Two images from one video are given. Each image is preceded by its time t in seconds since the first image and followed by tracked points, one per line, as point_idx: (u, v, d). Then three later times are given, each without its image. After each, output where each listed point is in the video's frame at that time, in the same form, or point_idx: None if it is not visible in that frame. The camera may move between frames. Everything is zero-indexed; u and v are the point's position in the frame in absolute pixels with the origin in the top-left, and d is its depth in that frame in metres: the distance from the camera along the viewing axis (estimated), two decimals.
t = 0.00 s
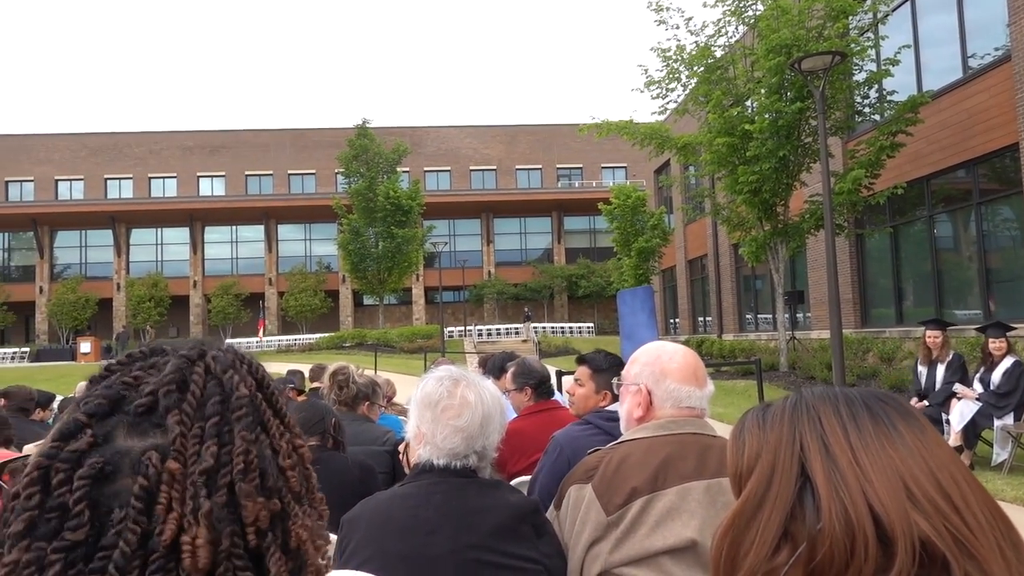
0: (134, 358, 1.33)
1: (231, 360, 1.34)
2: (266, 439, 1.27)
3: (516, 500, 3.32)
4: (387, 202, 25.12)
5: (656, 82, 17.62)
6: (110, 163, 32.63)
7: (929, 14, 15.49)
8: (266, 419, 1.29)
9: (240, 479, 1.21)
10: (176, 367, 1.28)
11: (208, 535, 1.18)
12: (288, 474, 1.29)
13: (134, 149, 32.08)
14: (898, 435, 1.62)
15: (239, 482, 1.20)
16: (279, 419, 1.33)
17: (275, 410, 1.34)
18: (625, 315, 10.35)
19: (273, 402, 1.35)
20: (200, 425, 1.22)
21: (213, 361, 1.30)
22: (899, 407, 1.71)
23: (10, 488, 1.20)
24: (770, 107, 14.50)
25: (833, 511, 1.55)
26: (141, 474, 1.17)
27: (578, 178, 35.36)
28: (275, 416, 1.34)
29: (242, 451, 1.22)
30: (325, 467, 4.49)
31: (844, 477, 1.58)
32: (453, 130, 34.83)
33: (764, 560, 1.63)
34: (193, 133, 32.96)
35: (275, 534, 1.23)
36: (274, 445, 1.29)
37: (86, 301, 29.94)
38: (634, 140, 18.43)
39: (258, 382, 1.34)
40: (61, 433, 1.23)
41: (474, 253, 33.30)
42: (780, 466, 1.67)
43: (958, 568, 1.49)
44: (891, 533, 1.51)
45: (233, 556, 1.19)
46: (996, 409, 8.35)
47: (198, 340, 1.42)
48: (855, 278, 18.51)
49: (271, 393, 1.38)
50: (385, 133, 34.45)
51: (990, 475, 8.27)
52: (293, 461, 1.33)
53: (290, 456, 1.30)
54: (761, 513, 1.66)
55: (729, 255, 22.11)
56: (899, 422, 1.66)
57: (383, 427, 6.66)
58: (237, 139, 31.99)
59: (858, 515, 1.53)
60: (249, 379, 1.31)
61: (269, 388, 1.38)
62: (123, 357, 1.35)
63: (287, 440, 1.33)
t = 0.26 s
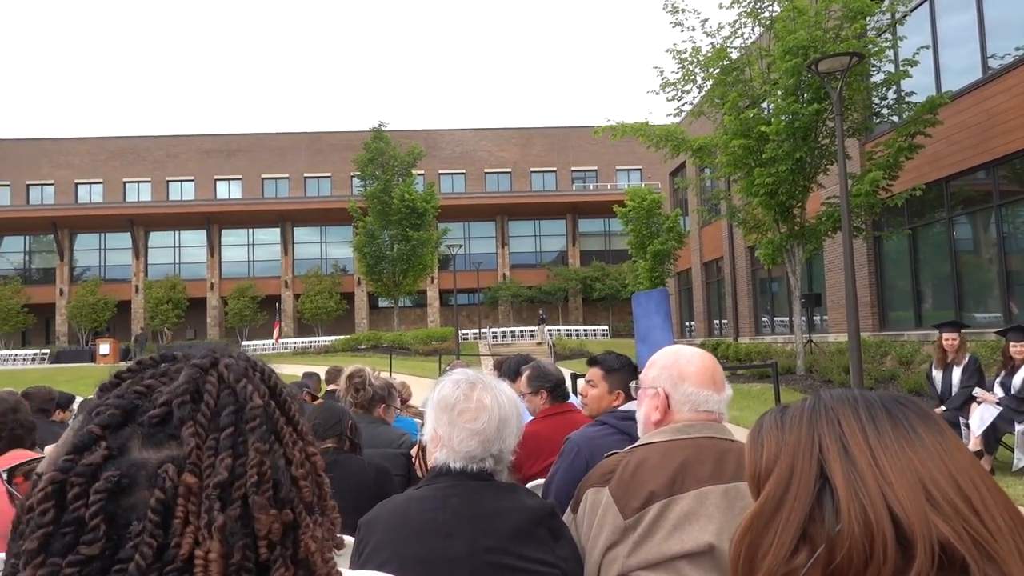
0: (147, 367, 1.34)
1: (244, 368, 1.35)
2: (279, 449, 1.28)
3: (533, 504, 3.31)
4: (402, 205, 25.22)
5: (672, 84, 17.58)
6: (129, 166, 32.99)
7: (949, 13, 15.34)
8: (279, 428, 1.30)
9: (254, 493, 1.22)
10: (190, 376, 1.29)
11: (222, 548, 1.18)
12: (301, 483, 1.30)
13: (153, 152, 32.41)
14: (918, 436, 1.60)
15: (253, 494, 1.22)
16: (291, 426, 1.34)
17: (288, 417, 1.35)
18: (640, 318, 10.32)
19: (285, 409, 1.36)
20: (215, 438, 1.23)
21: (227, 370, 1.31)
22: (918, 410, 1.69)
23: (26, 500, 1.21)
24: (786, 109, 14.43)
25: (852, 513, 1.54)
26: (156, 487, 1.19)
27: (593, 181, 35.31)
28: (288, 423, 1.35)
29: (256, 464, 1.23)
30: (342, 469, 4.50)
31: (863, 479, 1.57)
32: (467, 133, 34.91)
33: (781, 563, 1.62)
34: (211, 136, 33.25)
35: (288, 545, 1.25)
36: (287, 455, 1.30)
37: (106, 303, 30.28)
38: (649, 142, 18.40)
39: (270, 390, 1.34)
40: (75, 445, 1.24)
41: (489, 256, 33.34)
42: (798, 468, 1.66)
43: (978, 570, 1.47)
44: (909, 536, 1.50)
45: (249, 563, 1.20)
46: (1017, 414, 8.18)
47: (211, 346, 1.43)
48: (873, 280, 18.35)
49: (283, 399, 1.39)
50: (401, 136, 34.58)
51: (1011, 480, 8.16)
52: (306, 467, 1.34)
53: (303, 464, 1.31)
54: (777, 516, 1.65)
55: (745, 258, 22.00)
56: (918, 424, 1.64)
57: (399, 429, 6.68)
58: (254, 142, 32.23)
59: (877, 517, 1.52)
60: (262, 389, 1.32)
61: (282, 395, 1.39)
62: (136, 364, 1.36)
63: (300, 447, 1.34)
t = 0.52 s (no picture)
0: (152, 367, 1.35)
1: (248, 368, 1.35)
2: (281, 451, 1.28)
3: (542, 506, 3.31)
4: (412, 207, 25.28)
5: (682, 85, 17.53)
6: (141, 169, 33.22)
7: (962, 13, 15.24)
8: (281, 429, 1.31)
9: (255, 495, 1.22)
10: (193, 376, 1.29)
11: (223, 550, 1.18)
12: (303, 484, 1.30)
13: (165, 155, 32.62)
14: (923, 436, 1.59)
15: (254, 496, 1.22)
16: (294, 427, 1.34)
17: (292, 418, 1.35)
18: (650, 319, 10.30)
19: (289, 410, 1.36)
20: (218, 440, 1.24)
21: (231, 372, 1.31)
22: (926, 411, 1.67)
23: (30, 501, 1.22)
24: (797, 110, 14.37)
25: (857, 509, 1.52)
26: (159, 489, 1.19)
27: (603, 182, 35.25)
28: (291, 424, 1.35)
29: (258, 465, 1.23)
30: (352, 470, 4.51)
31: (869, 477, 1.55)
32: (477, 135, 34.94)
33: (787, 560, 1.61)
34: (222, 138, 33.43)
35: (290, 547, 1.25)
36: (290, 456, 1.30)
37: (118, 304, 30.48)
38: (660, 143, 18.34)
39: (274, 391, 1.35)
40: (79, 446, 1.24)
41: (499, 257, 33.35)
42: (804, 465, 1.64)
43: (982, 568, 1.45)
44: (915, 533, 1.49)
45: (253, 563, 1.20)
46: None
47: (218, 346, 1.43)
48: (885, 282, 18.22)
49: (288, 399, 1.39)
50: (411, 138, 34.64)
51: None
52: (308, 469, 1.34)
53: (305, 465, 1.31)
54: (784, 515, 1.64)
55: (755, 259, 21.91)
56: (924, 424, 1.62)
57: (409, 430, 6.69)
58: (265, 144, 32.39)
59: (882, 513, 1.50)
60: (267, 391, 1.33)
61: (286, 396, 1.39)
62: (143, 366, 1.37)
63: (302, 448, 1.33)
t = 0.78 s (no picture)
0: (149, 370, 1.36)
1: (242, 369, 1.36)
2: (276, 454, 1.29)
3: (545, 508, 3.32)
4: (417, 208, 25.30)
5: (685, 86, 17.52)
6: (147, 171, 33.33)
7: (966, 14, 15.21)
8: (277, 430, 1.31)
9: (250, 498, 1.22)
10: (189, 378, 1.30)
11: (217, 551, 1.19)
12: (299, 485, 1.30)
13: (170, 157, 32.71)
14: (918, 436, 1.59)
15: (248, 498, 1.22)
16: (290, 428, 1.34)
17: (288, 418, 1.35)
18: (654, 320, 10.29)
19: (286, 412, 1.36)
20: (213, 443, 1.24)
21: (228, 371, 1.32)
22: (920, 412, 1.67)
23: (26, 503, 1.23)
24: (801, 110, 14.36)
25: (855, 509, 1.53)
26: (154, 491, 1.20)
27: (607, 184, 35.22)
28: (287, 425, 1.36)
29: (253, 468, 1.24)
30: (355, 471, 4.52)
31: (864, 477, 1.56)
32: (481, 137, 34.96)
33: (784, 559, 1.61)
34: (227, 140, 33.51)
35: (285, 551, 1.26)
36: (286, 459, 1.30)
37: (124, 305, 30.56)
38: (664, 144, 18.34)
39: (269, 393, 1.35)
40: (76, 450, 1.25)
41: (504, 259, 33.37)
42: (803, 466, 1.64)
43: (978, 566, 1.45)
44: (911, 532, 1.49)
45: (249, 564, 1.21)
46: None
47: (215, 347, 1.44)
48: (890, 283, 18.17)
49: (284, 400, 1.39)
50: (415, 140, 34.69)
51: None
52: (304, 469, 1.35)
53: (300, 467, 1.31)
54: (780, 515, 1.64)
55: (760, 260, 21.87)
56: (919, 424, 1.62)
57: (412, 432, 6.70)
58: (270, 146, 32.47)
59: (879, 513, 1.51)
60: (264, 394, 1.33)
61: (283, 395, 1.39)
62: (139, 368, 1.38)
63: (298, 449, 1.34)
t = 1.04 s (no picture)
0: (148, 368, 1.36)
1: (239, 365, 1.35)
2: (277, 451, 1.28)
3: (551, 507, 3.30)
4: (422, 208, 25.31)
5: (691, 86, 17.50)
6: (152, 171, 33.42)
7: (973, 13, 15.16)
8: (278, 425, 1.30)
9: (251, 496, 1.22)
10: (186, 375, 1.30)
11: (220, 551, 1.19)
12: (302, 479, 1.30)
13: (176, 157, 32.79)
14: (929, 432, 1.57)
15: (250, 496, 1.22)
16: (290, 423, 1.34)
17: (288, 413, 1.35)
18: (659, 320, 10.27)
19: (286, 408, 1.36)
20: (213, 440, 1.24)
21: (228, 369, 1.32)
22: (933, 407, 1.65)
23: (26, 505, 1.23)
24: (807, 111, 14.32)
25: (865, 504, 1.52)
26: (155, 492, 1.20)
27: (612, 184, 35.21)
28: (288, 421, 1.35)
29: (255, 466, 1.24)
30: (360, 471, 4.51)
31: (876, 474, 1.54)
32: (486, 137, 34.96)
33: (793, 556, 1.60)
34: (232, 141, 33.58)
35: (290, 546, 1.25)
36: (287, 455, 1.30)
37: (129, 305, 30.64)
38: (669, 144, 18.32)
39: (267, 387, 1.34)
40: (75, 451, 1.25)
41: (508, 259, 33.37)
42: (811, 461, 1.63)
43: (988, 564, 1.44)
44: (922, 527, 1.48)
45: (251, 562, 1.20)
46: None
47: (214, 344, 1.43)
48: (895, 283, 18.12)
49: (285, 395, 1.38)
50: (420, 140, 34.71)
51: None
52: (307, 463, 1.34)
53: (302, 462, 1.31)
54: (789, 511, 1.63)
55: (765, 261, 21.83)
56: (931, 420, 1.60)
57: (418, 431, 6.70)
58: (275, 146, 32.52)
59: (890, 510, 1.49)
60: (263, 390, 1.33)
61: (283, 390, 1.39)
62: (140, 367, 1.38)
63: (300, 443, 1.34)
